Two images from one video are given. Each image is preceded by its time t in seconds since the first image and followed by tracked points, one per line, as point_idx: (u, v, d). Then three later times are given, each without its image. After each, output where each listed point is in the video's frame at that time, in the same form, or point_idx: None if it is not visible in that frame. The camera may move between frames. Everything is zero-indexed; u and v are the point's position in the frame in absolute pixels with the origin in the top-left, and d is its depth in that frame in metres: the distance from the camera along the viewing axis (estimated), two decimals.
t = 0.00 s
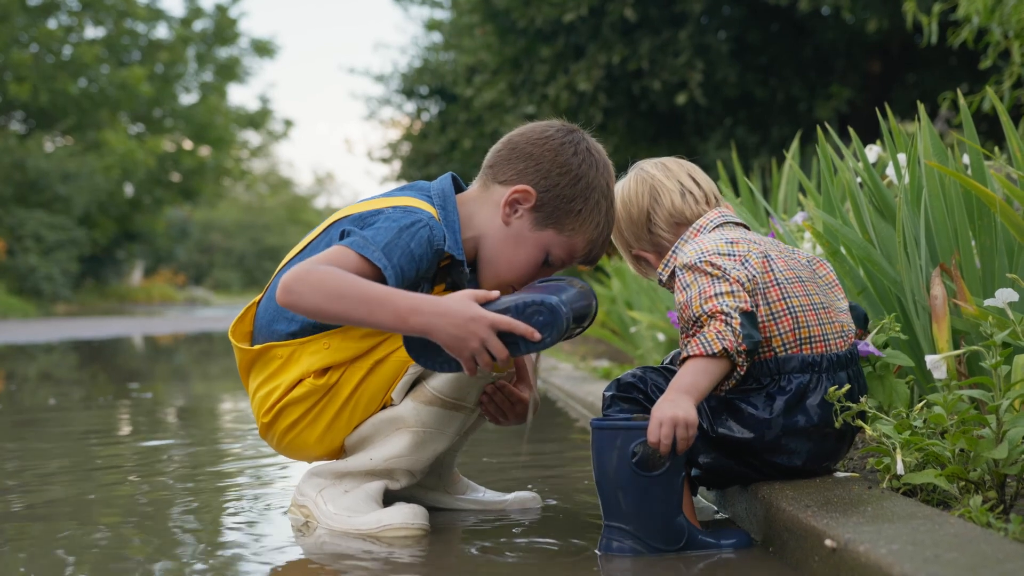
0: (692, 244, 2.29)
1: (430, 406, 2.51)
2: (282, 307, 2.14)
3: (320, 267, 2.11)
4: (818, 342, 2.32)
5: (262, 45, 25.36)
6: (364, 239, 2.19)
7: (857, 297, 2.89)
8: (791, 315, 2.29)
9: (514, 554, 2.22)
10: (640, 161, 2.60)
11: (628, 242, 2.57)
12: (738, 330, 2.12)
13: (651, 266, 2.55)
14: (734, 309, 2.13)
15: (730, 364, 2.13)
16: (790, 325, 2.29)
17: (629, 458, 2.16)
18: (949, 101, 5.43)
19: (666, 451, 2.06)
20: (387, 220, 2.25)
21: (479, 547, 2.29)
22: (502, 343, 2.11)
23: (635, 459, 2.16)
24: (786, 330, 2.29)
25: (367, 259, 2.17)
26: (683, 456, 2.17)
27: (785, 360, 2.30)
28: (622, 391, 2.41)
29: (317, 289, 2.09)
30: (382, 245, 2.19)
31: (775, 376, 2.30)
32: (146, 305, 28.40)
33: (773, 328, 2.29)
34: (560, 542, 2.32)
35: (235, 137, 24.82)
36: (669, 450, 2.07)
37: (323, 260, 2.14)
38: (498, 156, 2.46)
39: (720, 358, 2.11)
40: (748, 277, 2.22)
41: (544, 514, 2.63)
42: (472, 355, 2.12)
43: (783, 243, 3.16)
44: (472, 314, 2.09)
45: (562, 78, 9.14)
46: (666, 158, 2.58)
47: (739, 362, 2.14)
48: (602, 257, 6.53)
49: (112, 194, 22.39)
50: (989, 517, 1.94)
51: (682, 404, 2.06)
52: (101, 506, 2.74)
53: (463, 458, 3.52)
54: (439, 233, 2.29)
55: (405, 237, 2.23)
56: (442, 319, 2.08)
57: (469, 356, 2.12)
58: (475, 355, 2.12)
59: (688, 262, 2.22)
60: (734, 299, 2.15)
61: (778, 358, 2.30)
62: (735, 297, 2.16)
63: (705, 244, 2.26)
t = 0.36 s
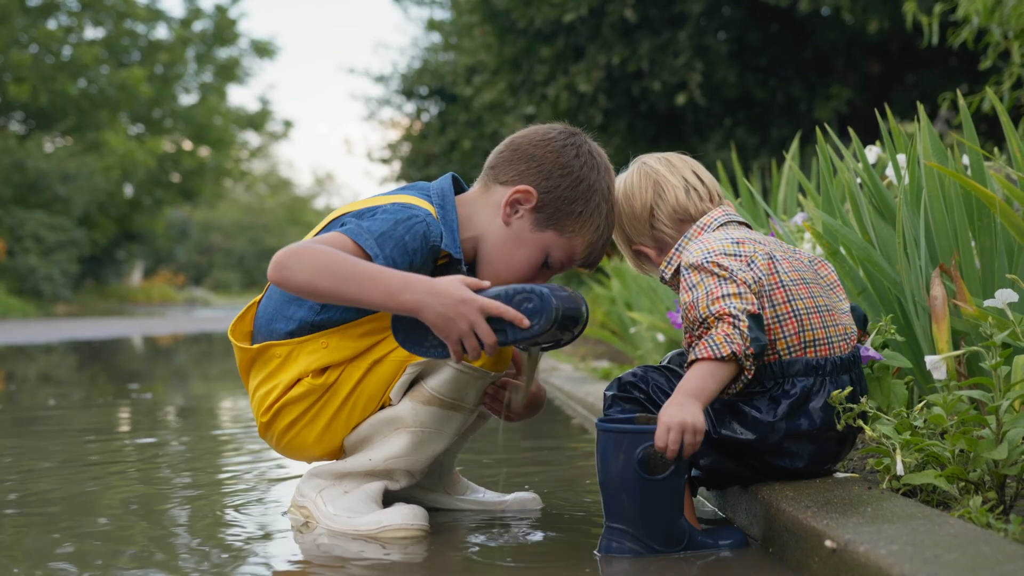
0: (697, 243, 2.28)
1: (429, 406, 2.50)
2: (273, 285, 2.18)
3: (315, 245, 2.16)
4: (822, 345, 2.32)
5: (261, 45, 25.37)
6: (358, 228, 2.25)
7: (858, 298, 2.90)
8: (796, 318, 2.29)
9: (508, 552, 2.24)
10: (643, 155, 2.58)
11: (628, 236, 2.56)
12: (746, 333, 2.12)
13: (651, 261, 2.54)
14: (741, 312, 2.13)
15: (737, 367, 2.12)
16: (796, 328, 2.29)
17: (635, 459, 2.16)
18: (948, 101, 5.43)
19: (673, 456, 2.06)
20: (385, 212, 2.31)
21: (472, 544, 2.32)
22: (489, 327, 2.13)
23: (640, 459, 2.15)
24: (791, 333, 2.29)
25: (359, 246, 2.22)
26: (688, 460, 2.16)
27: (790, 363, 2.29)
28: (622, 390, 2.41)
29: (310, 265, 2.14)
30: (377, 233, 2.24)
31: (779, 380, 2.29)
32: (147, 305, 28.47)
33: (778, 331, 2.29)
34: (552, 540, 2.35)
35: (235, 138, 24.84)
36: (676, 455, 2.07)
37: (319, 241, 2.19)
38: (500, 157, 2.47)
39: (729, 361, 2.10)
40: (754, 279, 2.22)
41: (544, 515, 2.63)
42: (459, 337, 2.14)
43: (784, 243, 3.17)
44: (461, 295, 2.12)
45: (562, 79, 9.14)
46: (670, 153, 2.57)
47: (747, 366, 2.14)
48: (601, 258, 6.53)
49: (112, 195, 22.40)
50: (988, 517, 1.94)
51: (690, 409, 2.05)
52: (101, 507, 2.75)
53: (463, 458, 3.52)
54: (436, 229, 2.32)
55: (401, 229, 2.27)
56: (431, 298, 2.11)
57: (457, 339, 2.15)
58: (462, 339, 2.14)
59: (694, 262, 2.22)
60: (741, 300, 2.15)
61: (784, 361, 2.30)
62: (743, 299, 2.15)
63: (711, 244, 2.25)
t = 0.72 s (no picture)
0: (704, 242, 2.28)
1: (425, 405, 2.49)
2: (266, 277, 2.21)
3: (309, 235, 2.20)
4: (826, 348, 2.33)
5: (261, 45, 25.37)
6: (353, 221, 2.29)
7: (857, 300, 2.90)
8: (801, 320, 2.29)
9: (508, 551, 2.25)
10: (645, 147, 2.57)
11: (628, 227, 2.53)
12: (756, 337, 2.11)
13: (650, 255, 2.51)
14: (754, 315, 2.12)
15: (744, 371, 2.11)
16: (801, 330, 2.29)
17: (636, 458, 2.16)
18: (948, 101, 5.44)
19: (672, 457, 2.07)
20: (381, 209, 2.35)
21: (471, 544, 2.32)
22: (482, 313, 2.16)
23: (641, 459, 2.16)
24: (796, 336, 2.29)
25: (354, 239, 2.26)
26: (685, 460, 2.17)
27: (794, 366, 2.29)
28: (621, 390, 2.40)
29: (305, 254, 2.17)
30: (371, 229, 2.28)
31: (783, 382, 2.29)
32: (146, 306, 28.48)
33: (784, 333, 2.29)
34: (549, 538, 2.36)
35: (235, 138, 24.84)
36: (675, 456, 2.08)
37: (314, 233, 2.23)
38: (497, 157, 2.50)
39: (737, 365, 2.09)
40: (761, 281, 2.22)
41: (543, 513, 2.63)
42: (453, 324, 2.17)
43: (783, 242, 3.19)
44: (454, 282, 2.15)
45: (561, 80, 9.15)
46: (673, 147, 2.56)
47: (754, 370, 2.13)
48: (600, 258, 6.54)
49: (111, 195, 22.39)
50: (986, 517, 1.94)
51: (692, 411, 2.05)
52: (100, 507, 2.75)
53: (463, 458, 3.53)
54: (431, 227, 2.37)
55: (396, 225, 2.32)
56: (425, 284, 2.15)
57: (451, 326, 2.17)
58: (456, 325, 2.16)
59: (702, 262, 2.21)
60: (751, 303, 2.14)
61: (789, 364, 2.29)
62: (753, 302, 2.14)
63: (719, 244, 2.25)
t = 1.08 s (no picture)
0: (717, 241, 2.25)
1: (421, 402, 2.49)
2: (260, 274, 2.24)
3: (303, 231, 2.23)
4: (835, 353, 2.32)
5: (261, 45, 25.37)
6: (346, 219, 2.31)
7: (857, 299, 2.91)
8: (814, 324, 2.27)
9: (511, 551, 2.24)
10: (650, 134, 2.49)
11: (635, 218, 2.45)
12: (768, 344, 2.11)
13: (655, 244, 2.46)
14: (768, 320, 2.11)
15: (750, 378, 2.12)
16: (813, 335, 2.27)
17: (631, 456, 2.16)
18: (947, 100, 5.44)
19: (664, 453, 2.09)
20: (374, 207, 2.36)
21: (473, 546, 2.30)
22: (474, 307, 2.18)
23: (636, 457, 2.16)
24: (809, 340, 2.27)
25: (347, 235, 2.28)
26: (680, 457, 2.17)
27: (805, 370, 2.28)
28: (625, 389, 2.42)
29: (299, 250, 2.19)
30: (365, 226, 2.30)
31: (793, 386, 2.29)
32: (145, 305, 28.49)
33: (798, 337, 2.26)
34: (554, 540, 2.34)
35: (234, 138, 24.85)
36: (667, 452, 2.09)
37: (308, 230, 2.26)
38: (490, 154, 2.51)
39: (743, 371, 2.09)
40: (777, 284, 2.20)
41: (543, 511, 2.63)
42: (444, 318, 2.19)
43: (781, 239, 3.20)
44: (447, 275, 2.17)
45: (560, 79, 9.15)
46: (676, 134, 2.50)
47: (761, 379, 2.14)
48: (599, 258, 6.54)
49: (111, 195, 22.38)
50: (985, 517, 1.95)
51: (687, 411, 2.06)
52: (99, 507, 2.75)
53: (462, 457, 3.53)
54: (425, 224, 2.38)
55: (389, 221, 2.33)
56: (417, 278, 2.17)
57: (442, 319, 2.19)
58: (448, 319, 2.19)
59: (718, 262, 2.18)
60: (768, 308, 2.13)
61: (799, 367, 2.28)
62: (769, 306, 2.13)
63: (735, 243, 2.22)
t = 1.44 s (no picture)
0: (731, 242, 2.25)
1: (417, 398, 2.49)
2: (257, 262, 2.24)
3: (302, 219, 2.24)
4: (844, 357, 2.33)
5: (259, 45, 25.37)
6: (340, 213, 2.32)
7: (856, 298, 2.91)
8: (825, 329, 2.28)
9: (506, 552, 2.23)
10: (669, 121, 2.47)
11: (647, 205, 2.44)
12: (780, 352, 2.11)
13: (664, 232, 2.45)
14: (781, 326, 2.11)
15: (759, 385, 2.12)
16: (823, 341, 2.28)
17: (631, 456, 2.16)
18: (945, 101, 5.44)
19: (668, 456, 2.09)
20: (369, 203, 2.38)
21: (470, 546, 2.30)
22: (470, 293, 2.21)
23: (636, 457, 2.16)
24: (818, 345, 2.28)
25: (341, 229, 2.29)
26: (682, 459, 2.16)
27: (813, 375, 2.28)
28: (628, 389, 2.43)
29: (299, 236, 2.21)
30: (360, 220, 2.31)
31: (801, 391, 2.29)
32: (144, 305, 28.50)
33: (807, 343, 2.27)
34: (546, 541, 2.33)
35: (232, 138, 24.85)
36: (671, 455, 2.09)
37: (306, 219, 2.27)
38: (485, 154, 2.51)
39: (752, 380, 2.10)
40: (790, 288, 2.19)
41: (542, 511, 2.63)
42: (441, 304, 2.22)
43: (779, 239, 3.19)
44: (445, 261, 2.20)
45: (559, 79, 9.16)
46: (695, 121, 2.48)
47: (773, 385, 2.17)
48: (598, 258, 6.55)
49: (109, 194, 22.36)
50: (984, 516, 1.95)
51: (691, 413, 2.06)
52: (96, 506, 2.75)
53: (460, 456, 3.54)
54: (419, 220, 2.39)
55: (383, 216, 2.34)
56: (415, 263, 2.20)
57: (439, 305, 2.22)
58: (444, 304, 2.22)
59: (732, 265, 2.18)
60: (781, 314, 2.13)
61: (811, 371, 2.29)
62: (783, 313, 2.13)
63: (749, 245, 2.22)
